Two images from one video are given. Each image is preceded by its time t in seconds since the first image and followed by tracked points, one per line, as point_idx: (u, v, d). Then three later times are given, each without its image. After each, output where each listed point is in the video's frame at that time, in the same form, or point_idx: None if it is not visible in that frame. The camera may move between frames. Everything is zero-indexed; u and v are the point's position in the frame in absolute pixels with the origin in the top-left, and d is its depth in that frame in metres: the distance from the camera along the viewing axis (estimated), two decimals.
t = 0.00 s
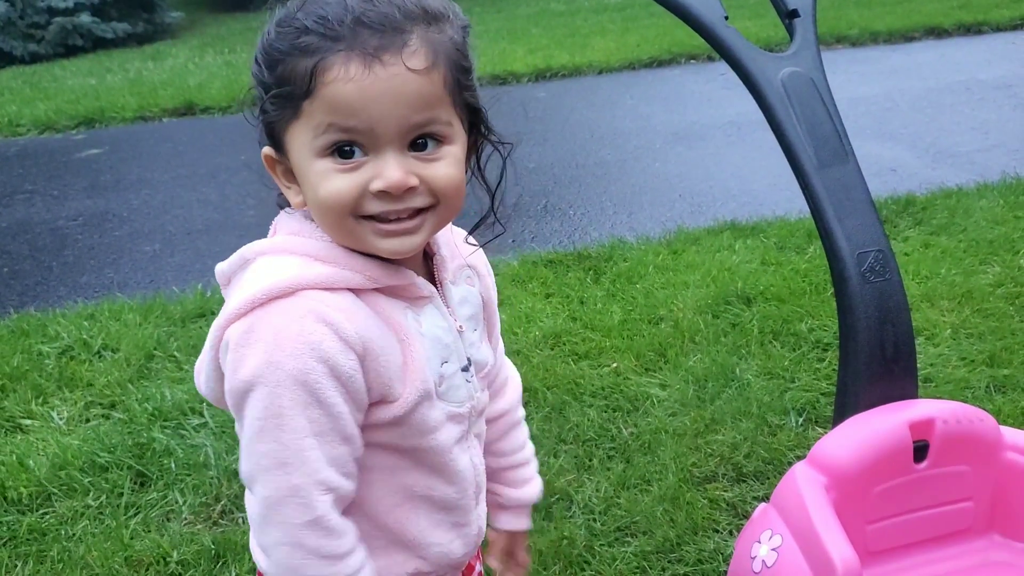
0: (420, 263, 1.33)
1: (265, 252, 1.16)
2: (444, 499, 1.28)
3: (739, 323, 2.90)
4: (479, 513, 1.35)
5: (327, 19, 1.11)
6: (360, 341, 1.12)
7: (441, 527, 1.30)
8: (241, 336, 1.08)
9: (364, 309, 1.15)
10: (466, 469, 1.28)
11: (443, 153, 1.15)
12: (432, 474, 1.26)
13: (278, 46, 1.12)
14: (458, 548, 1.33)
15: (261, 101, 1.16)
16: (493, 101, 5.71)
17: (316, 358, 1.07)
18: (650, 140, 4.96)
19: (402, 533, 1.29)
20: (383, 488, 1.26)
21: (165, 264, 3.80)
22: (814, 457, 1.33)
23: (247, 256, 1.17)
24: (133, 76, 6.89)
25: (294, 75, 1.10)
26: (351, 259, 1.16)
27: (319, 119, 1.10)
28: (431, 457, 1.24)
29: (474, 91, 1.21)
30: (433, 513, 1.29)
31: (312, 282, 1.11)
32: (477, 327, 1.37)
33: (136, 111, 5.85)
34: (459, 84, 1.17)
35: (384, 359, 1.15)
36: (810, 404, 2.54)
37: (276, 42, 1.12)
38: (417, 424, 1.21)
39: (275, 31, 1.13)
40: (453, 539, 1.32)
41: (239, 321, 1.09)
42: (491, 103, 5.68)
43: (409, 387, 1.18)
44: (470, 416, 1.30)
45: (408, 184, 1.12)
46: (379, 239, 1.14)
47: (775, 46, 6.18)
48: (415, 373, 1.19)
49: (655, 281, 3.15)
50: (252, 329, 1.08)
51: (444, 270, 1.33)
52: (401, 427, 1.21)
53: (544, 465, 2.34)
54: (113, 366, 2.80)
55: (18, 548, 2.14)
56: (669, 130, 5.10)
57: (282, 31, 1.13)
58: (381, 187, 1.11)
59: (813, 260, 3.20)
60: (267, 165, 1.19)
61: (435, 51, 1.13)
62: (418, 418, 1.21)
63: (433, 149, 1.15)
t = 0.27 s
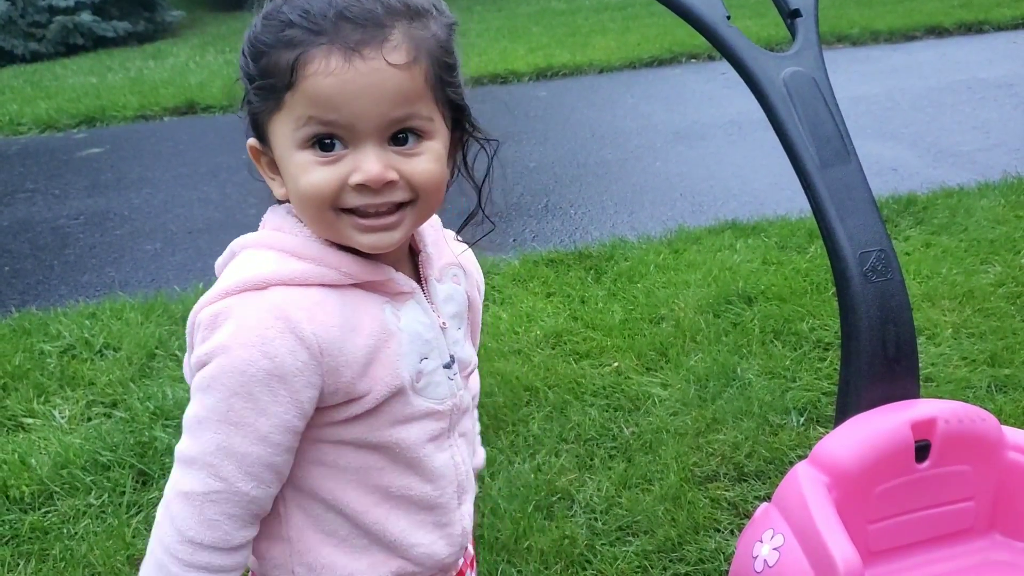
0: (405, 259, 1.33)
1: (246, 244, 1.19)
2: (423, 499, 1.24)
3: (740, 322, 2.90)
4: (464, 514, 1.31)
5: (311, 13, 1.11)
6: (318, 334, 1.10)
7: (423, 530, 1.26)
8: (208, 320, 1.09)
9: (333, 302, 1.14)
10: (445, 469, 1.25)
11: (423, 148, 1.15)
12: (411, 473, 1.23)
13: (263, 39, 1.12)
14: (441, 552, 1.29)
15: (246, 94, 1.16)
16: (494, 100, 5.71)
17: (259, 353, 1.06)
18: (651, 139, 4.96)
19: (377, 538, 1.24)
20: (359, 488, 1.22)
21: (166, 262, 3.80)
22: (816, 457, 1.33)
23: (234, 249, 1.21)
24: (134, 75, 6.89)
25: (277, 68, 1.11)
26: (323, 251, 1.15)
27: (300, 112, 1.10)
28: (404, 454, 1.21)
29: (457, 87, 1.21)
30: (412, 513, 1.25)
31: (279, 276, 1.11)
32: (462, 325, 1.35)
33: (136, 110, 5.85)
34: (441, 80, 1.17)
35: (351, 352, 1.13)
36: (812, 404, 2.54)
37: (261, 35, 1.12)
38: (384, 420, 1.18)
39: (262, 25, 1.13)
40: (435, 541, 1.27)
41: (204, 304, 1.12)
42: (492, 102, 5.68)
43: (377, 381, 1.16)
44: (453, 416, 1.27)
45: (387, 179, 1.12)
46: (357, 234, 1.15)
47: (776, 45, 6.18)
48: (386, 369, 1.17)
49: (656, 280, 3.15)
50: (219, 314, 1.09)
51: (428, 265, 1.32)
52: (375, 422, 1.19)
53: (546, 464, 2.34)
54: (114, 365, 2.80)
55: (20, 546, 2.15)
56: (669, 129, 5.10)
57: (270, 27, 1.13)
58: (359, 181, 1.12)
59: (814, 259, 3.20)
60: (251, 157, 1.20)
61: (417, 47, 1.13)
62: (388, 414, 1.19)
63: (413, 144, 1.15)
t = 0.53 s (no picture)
0: (399, 259, 1.30)
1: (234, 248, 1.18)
2: (422, 505, 1.24)
3: (745, 319, 2.90)
4: (468, 522, 1.30)
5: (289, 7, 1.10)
6: (303, 339, 1.10)
7: (425, 538, 1.26)
8: (201, 324, 1.10)
9: (322, 306, 1.14)
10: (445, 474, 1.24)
11: (406, 137, 1.14)
12: (408, 478, 1.23)
13: (240, 35, 1.11)
14: (443, 557, 1.29)
15: (228, 91, 1.15)
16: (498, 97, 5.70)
17: (246, 357, 1.06)
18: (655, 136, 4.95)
19: (376, 544, 1.24)
20: (355, 495, 1.21)
21: (171, 259, 3.81)
22: (822, 453, 1.33)
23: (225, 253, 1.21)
24: (138, 72, 6.89)
25: (255, 62, 1.10)
26: (312, 254, 1.15)
27: (279, 105, 1.09)
28: (401, 459, 1.21)
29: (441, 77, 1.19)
30: (411, 520, 1.25)
31: (267, 279, 1.12)
32: (463, 324, 1.32)
33: (140, 107, 5.85)
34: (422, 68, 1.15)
35: (339, 355, 1.13)
36: (817, 401, 2.54)
37: (238, 32, 1.12)
38: (379, 424, 1.18)
39: (239, 22, 1.12)
40: (437, 547, 1.27)
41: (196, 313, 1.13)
42: (496, 99, 5.67)
43: (369, 386, 1.16)
44: (455, 420, 1.26)
45: (369, 169, 1.10)
46: (342, 227, 1.13)
47: (781, 42, 6.17)
48: (377, 373, 1.16)
49: (660, 277, 3.15)
50: (210, 319, 1.10)
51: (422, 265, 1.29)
52: (367, 427, 1.18)
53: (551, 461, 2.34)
54: (119, 361, 2.81)
55: (27, 542, 2.15)
56: (673, 126, 5.10)
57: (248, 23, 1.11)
58: (340, 171, 1.10)
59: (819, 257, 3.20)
60: (235, 159, 1.19)
61: (395, 34, 1.11)
62: (379, 419, 1.18)
63: (395, 133, 1.13)
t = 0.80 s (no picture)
0: (398, 268, 1.28)
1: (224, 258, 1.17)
2: (415, 524, 1.22)
3: (745, 317, 2.90)
4: (464, 542, 1.28)
5: (283, 10, 1.10)
6: (286, 353, 1.09)
7: (418, 559, 1.24)
8: (188, 336, 1.10)
9: (308, 319, 1.13)
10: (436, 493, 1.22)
11: (401, 150, 1.12)
12: (399, 497, 1.21)
13: (235, 38, 1.11)
14: None
15: (221, 95, 1.15)
16: (498, 95, 5.70)
17: (227, 371, 1.05)
18: (654, 134, 4.95)
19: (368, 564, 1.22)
20: (343, 513, 1.20)
21: (170, 258, 3.80)
22: (822, 451, 1.33)
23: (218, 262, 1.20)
24: (136, 69, 6.88)
25: (250, 67, 1.09)
26: (298, 267, 1.14)
27: (271, 113, 1.09)
28: (390, 478, 1.19)
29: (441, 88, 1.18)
30: (402, 540, 1.23)
31: (252, 291, 1.11)
32: (465, 338, 1.29)
33: (139, 105, 5.85)
34: (420, 80, 1.14)
35: (324, 370, 1.12)
36: (816, 399, 2.54)
37: (233, 34, 1.12)
38: (366, 442, 1.16)
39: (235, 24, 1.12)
40: (429, 567, 1.25)
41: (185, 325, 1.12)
42: (495, 97, 5.67)
43: (356, 402, 1.14)
44: (450, 437, 1.24)
45: (361, 182, 1.09)
46: (332, 241, 1.11)
47: (780, 40, 6.18)
48: (365, 389, 1.15)
49: (660, 275, 3.15)
50: (196, 330, 1.09)
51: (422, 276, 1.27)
52: (355, 444, 1.16)
53: (551, 459, 2.34)
54: (119, 359, 2.81)
55: (26, 540, 2.15)
56: (673, 124, 5.10)
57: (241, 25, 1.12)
58: (331, 184, 1.08)
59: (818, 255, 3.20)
60: (228, 163, 1.18)
61: (393, 43, 1.10)
62: (367, 436, 1.16)
63: (390, 146, 1.11)
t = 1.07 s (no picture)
0: (393, 276, 1.27)
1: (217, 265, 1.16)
2: (412, 536, 1.21)
3: (749, 314, 2.90)
4: (463, 555, 1.26)
5: (282, 9, 1.10)
6: (279, 363, 1.07)
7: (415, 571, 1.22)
8: (176, 346, 1.07)
9: (301, 328, 1.11)
10: (434, 503, 1.21)
11: (403, 152, 1.12)
12: (394, 509, 1.19)
13: (231, 37, 1.11)
14: None
15: (215, 96, 1.14)
16: (502, 92, 5.70)
17: (218, 382, 1.03)
18: (658, 131, 4.95)
19: None
20: (337, 525, 1.18)
21: (174, 255, 3.81)
22: (826, 447, 1.34)
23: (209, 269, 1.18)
24: (140, 67, 6.89)
25: (247, 67, 1.09)
26: (290, 275, 1.12)
27: (271, 112, 1.08)
28: (387, 489, 1.18)
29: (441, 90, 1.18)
30: (398, 553, 1.21)
31: (243, 300, 1.09)
32: (461, 346, 1.29)
33: (144, 102, 5.85)
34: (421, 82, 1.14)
35: (318, 381, 1.10)
36: (820, 396, 2.54)
37: (230, 34, 1.11)
38: (362, 452, 1.15)
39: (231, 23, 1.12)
40: None
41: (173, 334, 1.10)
42: (499, 94, 5.67)
43: (351, 413, 1.12)
44: (447, 447, 1.22)
45: (363, 183, 1.09)
46: (331, 243, 1.10)
47: (784, 36, 6.17)
48: (360, 399, 1.13)
49: (664, 272, 3.15)
50: (186, 340, 1.07)
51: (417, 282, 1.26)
52: (351, 456, 1.15)
53: (555, 456, 2.34)
54: (124, 356, 2.81)
55: (32, 537, 2.16)
56: (676, 121, 5.09)
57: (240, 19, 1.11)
58: (333, 185, 1.08)
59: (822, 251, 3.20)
60: (220, 166, 1.17)
61: (396, 44, 1.10)
62: (363, 446, 1.15)
63: (391, 148, 1.11)
